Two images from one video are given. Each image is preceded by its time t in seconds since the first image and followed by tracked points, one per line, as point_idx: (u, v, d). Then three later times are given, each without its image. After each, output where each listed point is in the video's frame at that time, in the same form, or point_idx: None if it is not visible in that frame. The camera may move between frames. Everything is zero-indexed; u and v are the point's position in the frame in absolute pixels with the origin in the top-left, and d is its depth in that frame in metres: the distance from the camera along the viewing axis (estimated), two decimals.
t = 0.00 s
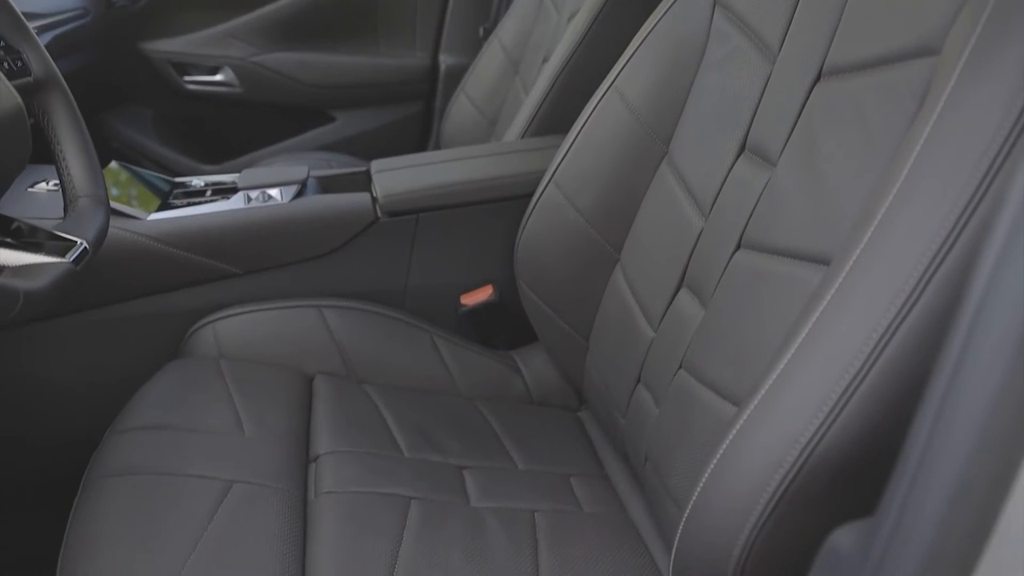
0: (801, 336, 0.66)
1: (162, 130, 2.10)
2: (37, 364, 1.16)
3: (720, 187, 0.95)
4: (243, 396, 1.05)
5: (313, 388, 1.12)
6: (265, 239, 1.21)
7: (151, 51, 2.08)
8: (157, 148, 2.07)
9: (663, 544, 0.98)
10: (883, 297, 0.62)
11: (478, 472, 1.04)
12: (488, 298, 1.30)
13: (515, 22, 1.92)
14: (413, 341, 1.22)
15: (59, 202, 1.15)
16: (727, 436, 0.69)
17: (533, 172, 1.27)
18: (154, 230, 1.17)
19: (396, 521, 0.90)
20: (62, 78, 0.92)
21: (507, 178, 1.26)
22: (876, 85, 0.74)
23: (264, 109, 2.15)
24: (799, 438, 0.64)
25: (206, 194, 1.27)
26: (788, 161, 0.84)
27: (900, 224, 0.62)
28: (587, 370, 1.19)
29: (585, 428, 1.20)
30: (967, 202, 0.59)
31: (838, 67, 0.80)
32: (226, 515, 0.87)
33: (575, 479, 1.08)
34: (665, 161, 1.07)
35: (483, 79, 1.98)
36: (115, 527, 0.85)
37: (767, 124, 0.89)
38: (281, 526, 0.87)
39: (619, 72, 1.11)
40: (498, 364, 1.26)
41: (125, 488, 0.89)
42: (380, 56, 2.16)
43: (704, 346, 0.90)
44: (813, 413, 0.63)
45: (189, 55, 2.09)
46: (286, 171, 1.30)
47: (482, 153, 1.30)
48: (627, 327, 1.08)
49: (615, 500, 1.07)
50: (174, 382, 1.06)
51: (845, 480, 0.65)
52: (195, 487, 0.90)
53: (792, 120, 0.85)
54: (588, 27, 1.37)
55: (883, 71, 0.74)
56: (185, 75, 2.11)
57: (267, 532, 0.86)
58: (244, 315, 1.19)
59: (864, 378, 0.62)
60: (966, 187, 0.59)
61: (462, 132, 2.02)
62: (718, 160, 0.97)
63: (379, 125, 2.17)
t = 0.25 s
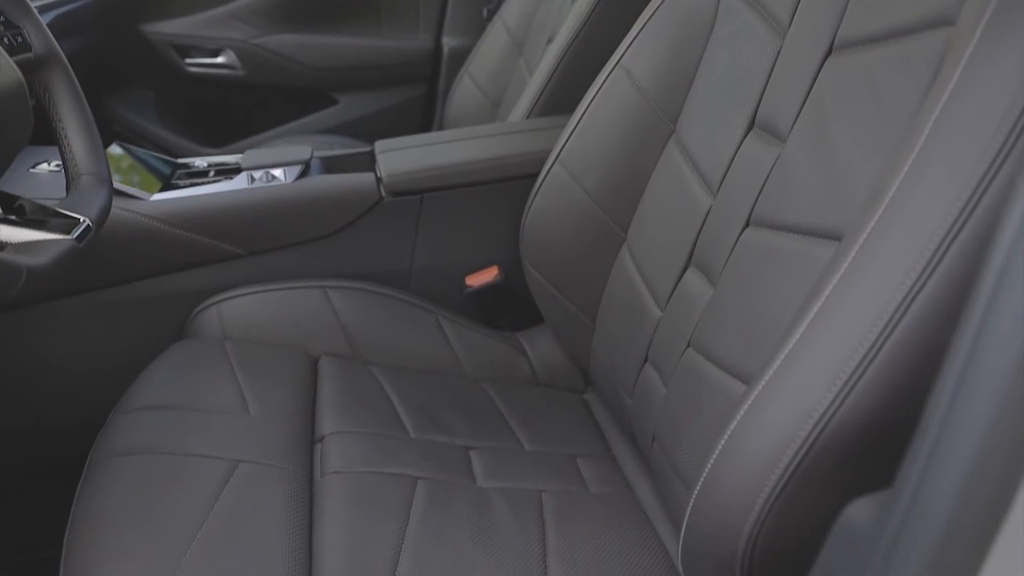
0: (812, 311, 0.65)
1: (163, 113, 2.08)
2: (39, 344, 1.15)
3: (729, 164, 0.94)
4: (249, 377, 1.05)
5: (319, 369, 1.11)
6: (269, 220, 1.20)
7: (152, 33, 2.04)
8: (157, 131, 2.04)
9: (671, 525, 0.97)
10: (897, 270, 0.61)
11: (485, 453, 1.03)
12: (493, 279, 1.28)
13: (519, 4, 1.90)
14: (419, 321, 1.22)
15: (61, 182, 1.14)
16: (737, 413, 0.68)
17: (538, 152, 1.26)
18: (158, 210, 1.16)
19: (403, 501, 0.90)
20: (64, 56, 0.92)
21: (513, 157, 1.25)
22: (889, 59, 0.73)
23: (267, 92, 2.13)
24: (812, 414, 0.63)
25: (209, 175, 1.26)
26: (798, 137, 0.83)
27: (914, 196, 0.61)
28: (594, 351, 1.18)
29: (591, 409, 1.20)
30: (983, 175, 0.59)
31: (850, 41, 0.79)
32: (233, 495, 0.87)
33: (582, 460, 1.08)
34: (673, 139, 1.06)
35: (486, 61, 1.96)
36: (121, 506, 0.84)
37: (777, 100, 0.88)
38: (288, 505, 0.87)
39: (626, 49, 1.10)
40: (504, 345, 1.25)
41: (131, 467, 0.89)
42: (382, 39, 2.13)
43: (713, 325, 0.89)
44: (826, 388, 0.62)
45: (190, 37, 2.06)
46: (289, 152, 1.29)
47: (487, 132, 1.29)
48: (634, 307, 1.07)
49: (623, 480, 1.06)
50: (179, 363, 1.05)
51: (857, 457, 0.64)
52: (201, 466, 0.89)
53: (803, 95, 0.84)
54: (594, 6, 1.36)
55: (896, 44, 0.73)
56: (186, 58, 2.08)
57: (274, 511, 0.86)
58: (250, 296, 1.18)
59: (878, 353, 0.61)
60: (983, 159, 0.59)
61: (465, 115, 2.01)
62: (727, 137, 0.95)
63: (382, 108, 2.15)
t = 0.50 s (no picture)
0: (824, 282, 0.64)
1: (165, 94, 2.05)
2: (39, 323, 1.14)
3: (738, 139, 0.93)
4: (253, 355, 1.04)
5: (323, 347, 1.10)
6: (272, 198, 1.20)
7: (153, 13, 2.01)
8: (157, 112, 2.02)
9: (678, 503, 0.97)
10: (912, 240, 0.60)
11: (491, 431, 1.03)
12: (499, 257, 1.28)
13: None
14: (423, 300, 1.21)
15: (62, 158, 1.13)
16: (748, 386, 0.67)
17: (543, 130, 1.24)
18: (160, 188, 1.15)
19: (409, 479, 0.89)
20: (64, 31, 0.91)
21: (518, 134, 1.24)
22: (903, 29, 0.72)
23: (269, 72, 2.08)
24: (825, 387, 0.62)
25: (211, 153, 1.25)
26: (808, 110, 0.82)
27: (928, 166, 0.61)
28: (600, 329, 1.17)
29: (596, 388, 1.20)
30: (1000, 145, 0.58)
31: (863, 11, 0.78)
32: (236, 473, 0.86)
33: (588, 439, 1.07)
34: (681, 115, 1.05)
35: (490, 42, 1.94)
36: (124, 484, 0.84)
37: (788, 74, 0.87)
38: (292, 484, 0.86)
39: (633, 24, 1.09)
40: (509, 325, 1.24)
41: (134, 445, 0.88)
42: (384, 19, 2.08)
43: (721, 301, 0.88)
44: (840, 360, 0.62)
45: (192, 17, 2.01)
46: (291, 130, 1.28)
47: (492, 110, 1.28)
48: (641, 285, 1.06)
49: (629, 459, 1.06)
50: (182, 341, 1.04)
51: (870, 431, 0.63)
52: (205, 445, 0.89)
53: (814, 67, 0.83)
54: None
55: (911, 14, 0.72)
56: (188, 39, 2.05)
57: (278, 490, 0.85)
58: (254, 274, 1.17)
59: (892, 324, 0.61)
60: (1000, 129, 0.58)
61: (468, 97, 1.99)
62: (736, 112, 0.94)
63: (382, 89, 2.10)
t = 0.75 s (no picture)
0: (833, 257, 0.64)
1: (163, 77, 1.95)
2: (37, 303, 1.13)
3: (743, 116, 0.92)
4: (254, 335, 1.03)
5: (324, 327, 1.10)
6: (272, 178, 1.18)
7: None
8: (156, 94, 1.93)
9: (682, 482, 0.96)
10: (922, 215, 0.60)
11: (494, 411, 1.02)
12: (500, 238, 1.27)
13: None
14: (425, 280, 1.20)
15: (61, 134, 1.12)
16: (757, 361, 0.67)
17: (545, 108, 1.23)
18: (158, 168, 1.14)
19: (412, 459, 0.89)
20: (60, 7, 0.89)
21: (520, 113, 1.22)
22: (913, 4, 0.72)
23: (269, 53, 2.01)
24: (835, 360, 0.62)
25: (209, 133, 1.24)
26: (815, 86, 0.81)
27: (939, 141, 0.61)
28: (602, 310, 1.16)
29: (599, 368, 1.19)
30: (1011, 120, 0.58)
31: None
32: (238, 453, 0.85)
33: (591, 419, 1.06)
34: (685, 92, 1.04)
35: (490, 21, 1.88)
36: (124, 464, 0.83)
37: (794, 49, 0.86)
38: (295, 463, 0.86)
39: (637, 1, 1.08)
40: (511, 306, 1.23)
41: (135, 425, 0.87)
42: None
43: (726, 279, 0.87)
44: (849, 334, 0.62)
45: None
46: (290, 109, 1.26)
47: (493, 88, 1.26)
48: (644, 264, 1.05)
49: (632, 439, 1.05)
50: (182, 321, 1.03)
51: (879, 406, 0.63)
52: (206, 424, 0.88)
53: (822, 42, 0.82)
54: None
55: None
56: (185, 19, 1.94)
57: (281, 469, 0.84)
58: (254, 254, 1.17)
59: (902, 298, 0.61)
60: (1010, 105, 0.58)
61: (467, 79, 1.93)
62: (741, 88, 0.93)
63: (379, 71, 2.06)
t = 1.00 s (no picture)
0: (843, 231, 0.64)
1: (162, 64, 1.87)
2: (35, 287, 1.12)
3: (749, 94, 0.91)
4: (254, 318, 1.02)
5: (325, 310, 1.09)
6: (271, 160, 1.17)
7: None
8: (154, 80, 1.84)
9: (687, 464, 0.95)
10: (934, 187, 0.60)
11: (497, 394, 1.01)
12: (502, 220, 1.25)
13: None
14: (426, 262, 1.19)
15: (56, 116, 1.07)
16: (766, 338, 0.66)
17: (547, 89, 1.22)
18: (157, 150, 1.13)
19: (415, 441, 0.88)
20: None
21: (522, 93, 1.21)
22: None
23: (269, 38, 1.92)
24: (845, 335, 0.62)
25: (208, 115, 1.22)
26: (822, 63, 0.80)
27: (951, 112, 0.60)
28: (605, 291, 1.15)
29: (602, 350, 1.18)
30: None
31: None
32: (239, 436, 0.84)
33: (594, 401, 1.05)
34: (689, 71, 1.03)
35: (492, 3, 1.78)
36: (124, 447, 0.82)
37: (800, 26, 0.85)
38: (297, 445, 0.85)
39: None
40: (514, 289, 1.22)
41: (135, 408, 0.86)
42: None
43: (731, 259, 0.86)
44: (860, 310, 0.61)
45: None
46: (289, 91, 1.25)
47: (494, 69, 1.25)
48: (648, 245, 1.04)
49: (636, 421, 1.04)
50: (181, 304, 1.02)
51: (890, 381, 0.63)
52: (207, 407, 0.87)
53: (829, 18, 0.80)
54: None
55: None
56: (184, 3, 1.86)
57: (283, 451, 0.84)
58: (253, 237, 1.16)
59: (915, 272, 0.60)
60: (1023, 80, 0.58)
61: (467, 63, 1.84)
62: (747, 66, 0.92)
63: (377, 57, 1.97)
